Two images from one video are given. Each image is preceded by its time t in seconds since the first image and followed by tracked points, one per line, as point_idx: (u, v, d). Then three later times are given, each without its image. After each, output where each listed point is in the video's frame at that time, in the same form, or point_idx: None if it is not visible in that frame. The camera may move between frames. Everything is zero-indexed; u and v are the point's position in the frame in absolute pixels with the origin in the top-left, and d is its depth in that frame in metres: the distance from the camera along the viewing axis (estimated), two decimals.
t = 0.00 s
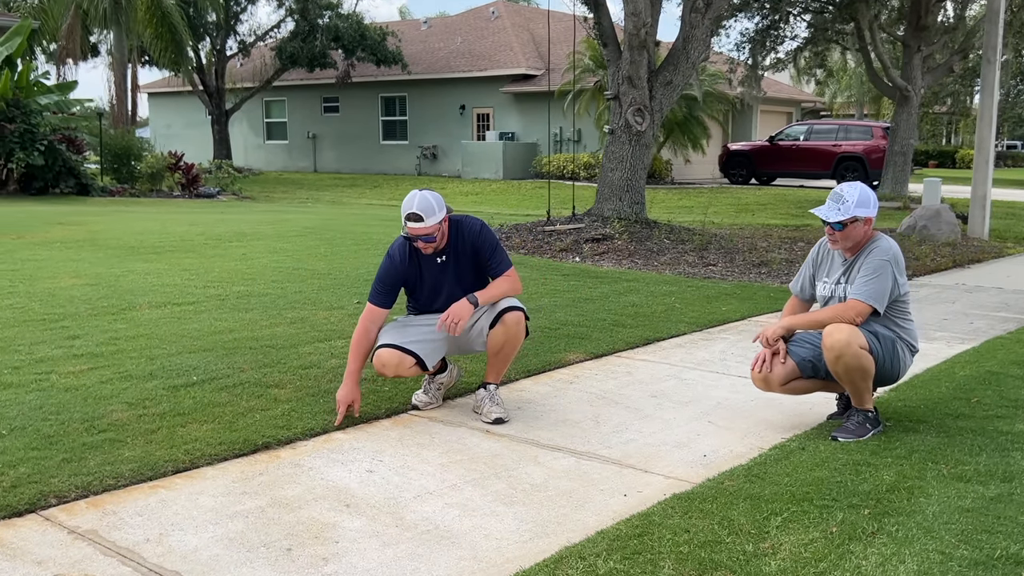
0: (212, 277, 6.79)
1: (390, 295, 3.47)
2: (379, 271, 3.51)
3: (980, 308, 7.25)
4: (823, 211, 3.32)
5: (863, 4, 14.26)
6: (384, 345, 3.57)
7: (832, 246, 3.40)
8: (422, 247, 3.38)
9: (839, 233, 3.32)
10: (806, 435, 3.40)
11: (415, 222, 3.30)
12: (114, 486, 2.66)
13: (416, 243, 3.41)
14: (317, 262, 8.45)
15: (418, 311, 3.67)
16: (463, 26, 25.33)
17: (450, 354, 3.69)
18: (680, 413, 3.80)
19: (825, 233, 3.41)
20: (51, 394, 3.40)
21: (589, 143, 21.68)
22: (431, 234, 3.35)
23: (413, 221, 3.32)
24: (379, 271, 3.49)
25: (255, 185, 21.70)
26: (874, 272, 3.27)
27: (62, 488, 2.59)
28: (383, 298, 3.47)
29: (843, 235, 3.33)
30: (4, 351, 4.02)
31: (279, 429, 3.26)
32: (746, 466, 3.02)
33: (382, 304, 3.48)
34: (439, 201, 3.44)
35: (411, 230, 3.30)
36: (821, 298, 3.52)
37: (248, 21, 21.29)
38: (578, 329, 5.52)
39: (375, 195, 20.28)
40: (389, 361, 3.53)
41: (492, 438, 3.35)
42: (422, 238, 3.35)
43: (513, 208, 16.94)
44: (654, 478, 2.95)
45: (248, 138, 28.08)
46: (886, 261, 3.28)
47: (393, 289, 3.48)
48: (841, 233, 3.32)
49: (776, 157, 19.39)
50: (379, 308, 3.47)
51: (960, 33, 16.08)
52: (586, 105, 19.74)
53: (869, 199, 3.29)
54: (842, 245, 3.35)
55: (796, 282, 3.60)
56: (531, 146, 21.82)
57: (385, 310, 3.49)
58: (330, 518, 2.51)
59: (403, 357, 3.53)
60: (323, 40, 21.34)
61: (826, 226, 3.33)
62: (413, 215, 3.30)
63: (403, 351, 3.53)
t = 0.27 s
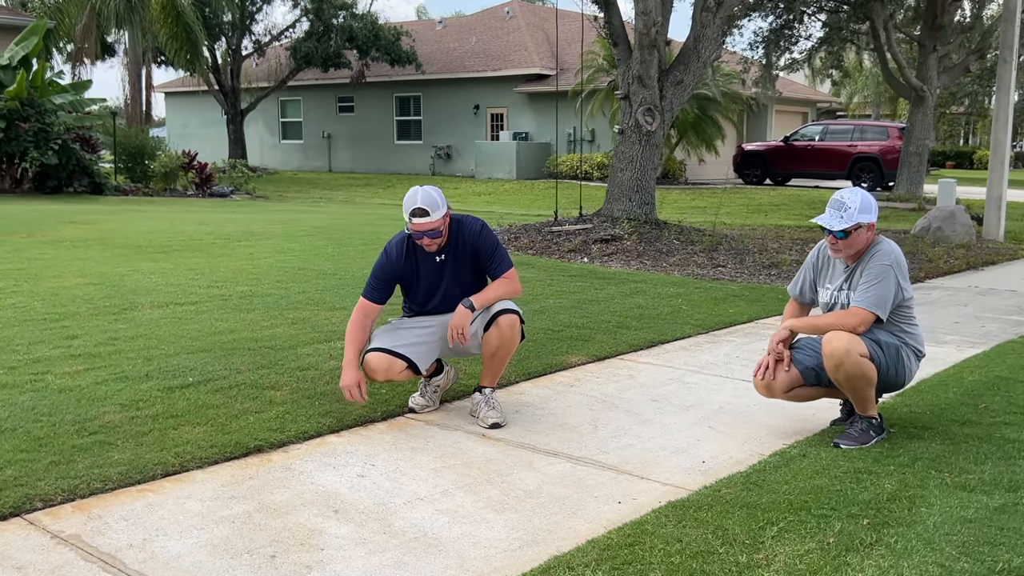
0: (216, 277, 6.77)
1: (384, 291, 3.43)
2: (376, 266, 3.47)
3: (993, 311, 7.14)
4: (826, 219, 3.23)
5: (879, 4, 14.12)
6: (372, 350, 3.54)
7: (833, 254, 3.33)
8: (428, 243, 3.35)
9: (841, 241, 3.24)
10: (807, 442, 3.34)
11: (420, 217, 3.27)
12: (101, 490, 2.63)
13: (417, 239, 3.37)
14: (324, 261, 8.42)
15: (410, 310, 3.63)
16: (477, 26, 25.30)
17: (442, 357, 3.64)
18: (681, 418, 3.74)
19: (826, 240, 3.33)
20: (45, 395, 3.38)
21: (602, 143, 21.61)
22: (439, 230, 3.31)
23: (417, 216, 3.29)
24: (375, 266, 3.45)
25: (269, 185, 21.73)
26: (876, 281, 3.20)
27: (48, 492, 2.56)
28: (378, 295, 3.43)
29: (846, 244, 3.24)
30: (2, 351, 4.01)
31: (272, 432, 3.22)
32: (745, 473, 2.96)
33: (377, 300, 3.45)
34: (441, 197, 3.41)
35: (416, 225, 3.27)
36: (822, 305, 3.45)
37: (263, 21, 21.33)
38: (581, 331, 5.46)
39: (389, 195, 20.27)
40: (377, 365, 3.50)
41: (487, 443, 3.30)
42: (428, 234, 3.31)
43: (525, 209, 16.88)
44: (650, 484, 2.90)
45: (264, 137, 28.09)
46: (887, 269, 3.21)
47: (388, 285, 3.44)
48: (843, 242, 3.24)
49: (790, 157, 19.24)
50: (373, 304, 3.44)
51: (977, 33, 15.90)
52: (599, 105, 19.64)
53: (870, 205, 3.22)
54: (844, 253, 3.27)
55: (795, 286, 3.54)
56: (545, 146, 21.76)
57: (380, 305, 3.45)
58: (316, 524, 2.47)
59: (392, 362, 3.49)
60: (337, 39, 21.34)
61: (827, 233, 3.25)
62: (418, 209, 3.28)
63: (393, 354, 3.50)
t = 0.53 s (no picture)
0: (221, 284, 6.76)
1: (387, 292, 3.52)
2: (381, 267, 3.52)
3: (1007, 321, 7.03)
4: (815, 223, 3.11)
5: (892, 9, 14.05)
6: (365, 365, 3.47)
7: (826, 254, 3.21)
8: (447, 236, 3.38)
9: (835, 243, 3.12)
10: (810, 456, 3.28)
11: (441, 207, 3.32)
12: (90, 502, 2.60)
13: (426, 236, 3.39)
14: (331, 269, 8.39)
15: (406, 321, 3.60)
16: (493, 33, 25.31)
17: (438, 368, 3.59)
18: (682, 430, 3.68)
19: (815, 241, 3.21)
20: (40, 404, 3.36)
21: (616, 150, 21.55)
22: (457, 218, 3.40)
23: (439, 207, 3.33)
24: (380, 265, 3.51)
25: (282, 191, 21.78)
26: (873, 281, 3.11)
27: (37, 504, 2.54)
28: (383, 297, 3.54)
29: (839, 244, 3.13)
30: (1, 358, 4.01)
31: (267, 443, 3.19)
32: (745, 488, 2.91)
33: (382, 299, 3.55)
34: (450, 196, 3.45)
35: (442, 214, 3.31)
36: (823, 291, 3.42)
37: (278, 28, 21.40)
38: (586, 340, 5.40)
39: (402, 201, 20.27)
40: (369, 381, 3.45)
41: (484, 456, 3.25)
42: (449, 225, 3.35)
43: (537, 215, 16.83)
44: (648, 500, 2.84)
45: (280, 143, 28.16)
46: (884, 267, 3.11)
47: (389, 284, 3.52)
48: (837, 243, 3.12)
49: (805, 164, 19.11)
50: (379, 305, 3.54)
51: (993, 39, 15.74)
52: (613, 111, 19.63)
53: (858, 201, 3.10)
54: (840, 253, 3.16)
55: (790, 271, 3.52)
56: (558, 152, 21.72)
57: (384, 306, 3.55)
58: (305, 538, 2.44)
59: (385, 377, 3.45)
60: (352, 46, 21.37)
61: (819, 238, 3.12)
62: (434, 202, 3.32)
63: (384, 369, 3.45)
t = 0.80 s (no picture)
0: (227, 298, 6.74)
1: (398, 310, 3.45)
2: (385, 287, 3.45)
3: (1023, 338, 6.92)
4: (806, 215, 3.07)
5: (905, 22, 13.88)
6: (364, 386, 3.42)
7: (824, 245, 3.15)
8: (452, 247, 3.32)
9: (830, 233, 3.07)
10: (816, 478, 3.21)
11: (445, 218, 3.30)
12: (81, 521, 2.57)
13: (429, 249, 3.34)
14: (338, 282, 8.36)
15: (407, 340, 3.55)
16: (507, 47, 25.38)
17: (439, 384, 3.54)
18: (686, 450, 3.62)
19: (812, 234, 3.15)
20: (36, 420, 3.34)
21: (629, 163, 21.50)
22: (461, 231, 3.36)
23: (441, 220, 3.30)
24: (386, 285, 3.44)
25: (295, 204, 21.83)
26: (881, 269, 3.06)
27: (27, 523, 2.52)
28: (397, 316, 3.46)
29: (835, 234, 3.08)
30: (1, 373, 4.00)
31: (263, 460, 3.15)
32: (748, 511, 2.84)
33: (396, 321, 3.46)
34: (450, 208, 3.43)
35: (446, 225, 3.28)
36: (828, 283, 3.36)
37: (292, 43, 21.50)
38: (591, 357, 5.34)
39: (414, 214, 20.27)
40: (369, 402, 3.39)
41: (483, 475, 3.20)
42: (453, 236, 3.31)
43: (549, 229, 16.78)
44: (648, 522, 2.78)
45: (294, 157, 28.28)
46: (888, 251, 3.06)
47: (397, 302, 3.45)
48: (832, 232, 3.07)
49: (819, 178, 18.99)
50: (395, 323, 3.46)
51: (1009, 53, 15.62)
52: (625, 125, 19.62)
53: (850, 187, 3.05)
54: (837, 242, 3.10)
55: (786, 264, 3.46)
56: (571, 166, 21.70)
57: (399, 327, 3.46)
58: (297, 561, 2.40)
59: (383, 398, 3.39)
60: (365, 60, 21.45)
61: (814, 228, 3.08)
62: (440, 212, 3.30)
63: (383, 389, 3.40)
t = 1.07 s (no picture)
0: (231, 319, 6.71)
1: (397, 335, 3.39)
2: (384, 312, 3.39)
3: None
4: (806, 161, 2.98)
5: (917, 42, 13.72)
6: (361, 413, 3.37)
7: (823, 200, 3.06)
8: (450, 268, 3.27)
9: (829, 181, 2.98)
10: (822, 508, 3.13)
11: (443, 239, 3.24)
12: (67, 550, 2.52)
13: (428, 269, 3.29)
14: (344, 304, 8.32)
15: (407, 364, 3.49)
16: (518, 69, 25.48)
17: (439, 409, 3.49)
18: (689, 478, 3.54)
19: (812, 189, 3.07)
20: (29, 445, 3.30)
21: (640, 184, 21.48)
22: (460, 252, 3.31)
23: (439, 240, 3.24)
24: (385, 311, 3.38)
25: (307, 224, 21.88)
26: (891, 220, 2.98)
27: (12, 552, 2.47)
28: (396, 341, 3.40)
29: (836, 184, 2.99)
30: None
31: (257, 488, 3.10)
32: (750, 543, 2.77)
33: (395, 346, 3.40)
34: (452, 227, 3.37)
35: (443, 246, 3.22)
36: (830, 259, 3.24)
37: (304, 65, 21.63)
38: (595, 380, 5.27)
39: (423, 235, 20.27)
40: (368, 426, 3.33)
41: (480, 503, 3.14)
42: (450, 257, 3.25)
43: (558, 249, 16.74)
44: (647, 554, 2.71)
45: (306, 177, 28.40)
46: (895, 202, 2.99)
47: (396, 327, 3.39)
48: (830, 181, 2.97)
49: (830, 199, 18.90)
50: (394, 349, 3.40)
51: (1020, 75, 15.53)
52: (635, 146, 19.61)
53: (851, 137, 2.99)
54: (835, 194, 3.01)
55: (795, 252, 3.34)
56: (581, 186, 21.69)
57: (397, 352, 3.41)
58: None
59: (381, 425, 3.34)
60: (377, 81, 21.55)
61: (811, 176, 2.99)
62: (438, 232, 3.24)
63: (380, 415, 3.35)
